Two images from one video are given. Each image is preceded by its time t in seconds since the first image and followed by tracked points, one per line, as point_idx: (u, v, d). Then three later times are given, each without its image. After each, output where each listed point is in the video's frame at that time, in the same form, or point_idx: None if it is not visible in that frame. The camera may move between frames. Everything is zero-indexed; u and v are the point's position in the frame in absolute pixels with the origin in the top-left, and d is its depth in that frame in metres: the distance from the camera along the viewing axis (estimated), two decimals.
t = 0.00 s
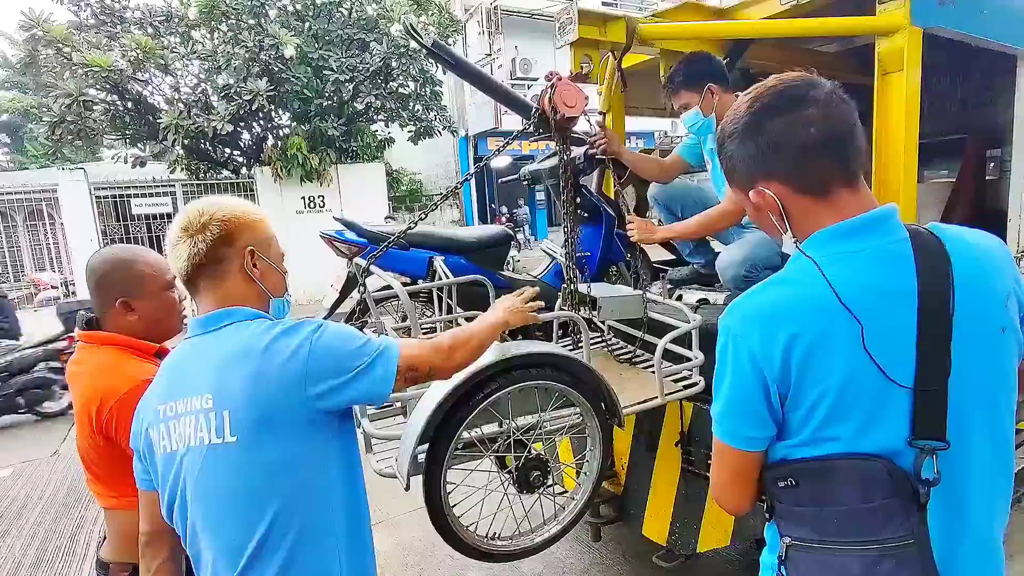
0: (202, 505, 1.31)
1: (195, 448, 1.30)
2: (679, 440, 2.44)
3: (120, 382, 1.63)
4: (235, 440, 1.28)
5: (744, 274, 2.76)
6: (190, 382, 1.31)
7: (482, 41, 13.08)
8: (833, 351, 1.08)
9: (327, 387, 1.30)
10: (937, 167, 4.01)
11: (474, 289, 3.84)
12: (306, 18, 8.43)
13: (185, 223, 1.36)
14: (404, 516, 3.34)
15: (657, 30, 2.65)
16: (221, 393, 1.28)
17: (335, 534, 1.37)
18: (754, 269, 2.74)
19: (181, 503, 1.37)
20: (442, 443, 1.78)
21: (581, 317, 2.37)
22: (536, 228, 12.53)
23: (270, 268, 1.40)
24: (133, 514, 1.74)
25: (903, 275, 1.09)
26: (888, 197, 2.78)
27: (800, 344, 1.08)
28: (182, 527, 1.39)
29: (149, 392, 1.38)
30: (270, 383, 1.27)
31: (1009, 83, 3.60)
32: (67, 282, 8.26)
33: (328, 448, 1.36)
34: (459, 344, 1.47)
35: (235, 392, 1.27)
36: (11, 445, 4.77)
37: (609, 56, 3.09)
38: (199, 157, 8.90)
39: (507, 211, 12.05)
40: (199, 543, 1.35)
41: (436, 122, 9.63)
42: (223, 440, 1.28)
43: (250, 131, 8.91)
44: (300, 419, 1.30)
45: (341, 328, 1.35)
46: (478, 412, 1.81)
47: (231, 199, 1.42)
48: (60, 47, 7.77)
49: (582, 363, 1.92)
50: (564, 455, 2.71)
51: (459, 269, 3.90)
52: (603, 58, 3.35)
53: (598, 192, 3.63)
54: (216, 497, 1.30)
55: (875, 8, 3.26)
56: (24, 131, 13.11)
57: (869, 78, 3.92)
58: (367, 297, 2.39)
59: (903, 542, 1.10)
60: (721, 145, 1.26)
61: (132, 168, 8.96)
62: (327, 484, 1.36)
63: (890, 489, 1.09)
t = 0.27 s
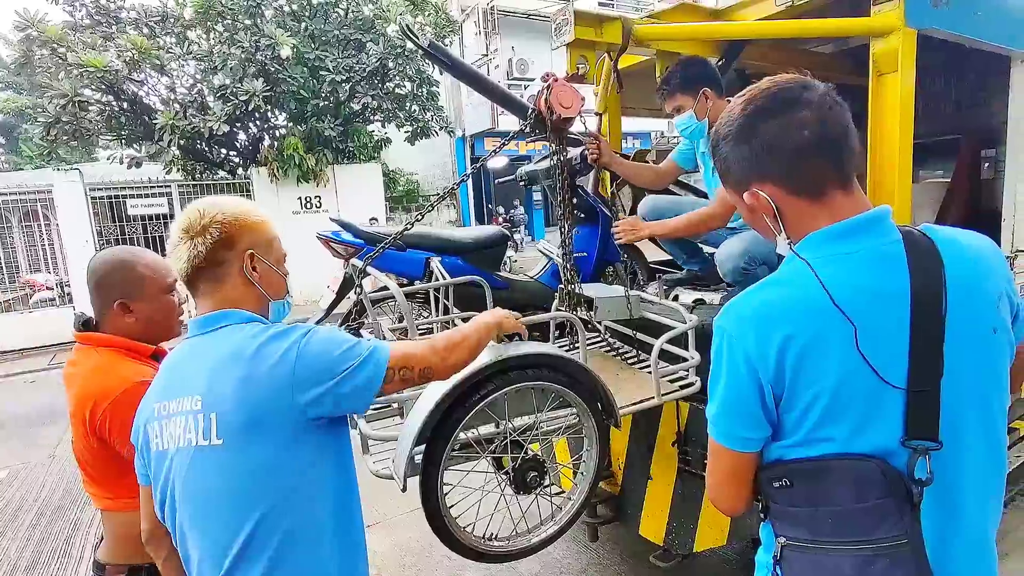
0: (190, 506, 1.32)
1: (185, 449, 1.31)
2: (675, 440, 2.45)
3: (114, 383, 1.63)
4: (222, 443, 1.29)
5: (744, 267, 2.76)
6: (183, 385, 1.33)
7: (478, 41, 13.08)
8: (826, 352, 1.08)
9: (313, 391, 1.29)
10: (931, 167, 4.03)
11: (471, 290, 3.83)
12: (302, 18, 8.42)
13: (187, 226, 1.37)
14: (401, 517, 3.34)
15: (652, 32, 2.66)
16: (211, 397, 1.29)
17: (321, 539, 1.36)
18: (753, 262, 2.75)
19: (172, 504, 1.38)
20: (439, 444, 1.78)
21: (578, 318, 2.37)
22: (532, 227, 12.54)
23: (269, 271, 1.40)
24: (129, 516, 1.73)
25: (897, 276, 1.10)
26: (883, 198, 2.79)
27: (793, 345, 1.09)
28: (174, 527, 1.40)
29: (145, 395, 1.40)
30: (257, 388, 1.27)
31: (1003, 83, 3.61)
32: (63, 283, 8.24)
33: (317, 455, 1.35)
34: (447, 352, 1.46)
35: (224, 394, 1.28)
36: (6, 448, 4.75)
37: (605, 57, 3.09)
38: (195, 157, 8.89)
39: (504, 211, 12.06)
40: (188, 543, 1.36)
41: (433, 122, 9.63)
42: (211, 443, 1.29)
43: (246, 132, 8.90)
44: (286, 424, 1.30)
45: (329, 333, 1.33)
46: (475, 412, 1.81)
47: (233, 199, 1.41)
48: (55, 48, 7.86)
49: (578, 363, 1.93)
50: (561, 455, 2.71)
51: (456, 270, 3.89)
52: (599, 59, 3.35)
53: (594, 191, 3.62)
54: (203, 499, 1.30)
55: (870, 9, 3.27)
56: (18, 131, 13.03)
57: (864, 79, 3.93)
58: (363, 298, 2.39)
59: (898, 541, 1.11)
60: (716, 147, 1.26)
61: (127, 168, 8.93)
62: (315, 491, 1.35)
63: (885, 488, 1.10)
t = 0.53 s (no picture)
0: (203, 516, 1.31)
1: (200, 459, 1.30)
2: (673, 440, 2.45)
3: (108, 385, 1.61)
4: (232, 459, 1.25)
5: (734, 266, 2.77)
6: (200, 394, 1.31)
7: (476, 41, 13.08)
8: (824, 352, 1.08)
9: (324, 423, 1.21)
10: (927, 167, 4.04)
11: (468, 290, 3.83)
12: (299, 17, 8.39)
13: (211, 226, 1.34)
14: (399, 517, 3.34)
15: (650, 31, 2.66)
16: (223, 412, 1.26)
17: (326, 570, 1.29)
18: (744, 261, 2.75)
19: (189, 510, 1.38)
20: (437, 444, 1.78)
21: (576, 317, 2.37)
22: (530, 227, 12.54)
23: (291, 275, 1.36)
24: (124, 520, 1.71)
25: (894, 276, 1.10)
26: (879, 198, 2.80)
27: (790, 345, 1.09)
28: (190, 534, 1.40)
29: (167, 398, 1.40)
30: (262, 411, 1.21)
31: (999, 83, 3.62)
32: (59, 284, 8.21)
33: (326, 483, 1.28)
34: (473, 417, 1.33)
35: (234, 410, 1.24)
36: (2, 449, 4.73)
37: (602, 57, 3.09)
38: (192, 157, 8.87)
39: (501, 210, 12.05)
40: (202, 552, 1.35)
41: (430, 122, 9.61)
42: (222, 458, 1.26)
43: (243, 131, 8.89)
44: (292, 451, 1.23)
45: (351, 361, 1.25)
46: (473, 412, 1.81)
47: (257, 199, 1.38)
48: (51, 48, 7.78)
49: (576, 363, 1.93)
50: (559, 455, 2.71)
51: (453, 269, 3.89)
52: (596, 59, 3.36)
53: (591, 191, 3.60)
54: (214, 511, 1.29)
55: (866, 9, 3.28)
56: (14, 131, 12.97)
57: (860, 79, 3.94)
58: (361, 298, 2.38)
59: (895, 540, 1.11)
60: (713, 146, 1.26)
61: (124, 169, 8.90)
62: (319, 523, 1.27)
63: (882, 487, 1.10)
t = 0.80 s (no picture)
0: (261, 517, 1.30)
1: (263, 464, 1.27)
2: (670, 439, 2.45)
3: (101, 389, 1.60)
4: (289, 478, 1.20)
5: (720, 262, 2.76)
6: (269, 398, 1.27)
7: (473, 40, 13.08)
8: (820, 352, 1.08)
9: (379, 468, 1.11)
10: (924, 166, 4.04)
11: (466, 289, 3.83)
12: (296, 17, 8.38)
13: (297, 225, 1.28)
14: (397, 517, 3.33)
15: (647, 30, 2.67)
16: (285, 425, 1.20)
17: None
18: (729, 258, 2.74)
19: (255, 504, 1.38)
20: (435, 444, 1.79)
21: (573, 316, 2.37)
22: (528, 227, 12.54)
23: (375, 281, 1.29)
24: (122, 525, 1.70)
25: (889, 275, 1.10)
26: (875, 198, 2.80)
27: (787, 345, 1.09)
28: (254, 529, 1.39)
29: (246, 388, 1.38)
30: (314, 438, 1.14)
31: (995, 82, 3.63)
32: (55, 284, 8.20)
33: (371, 528, 1.19)
34: (521, 518, 1.21)
35: (293, 430, 1.18)
36: None
37: (599, 57, 3.09)
38: (189, 157, 8.87)
39: (499, 210, 12.05)
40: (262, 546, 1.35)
41: (428, 121, 9.60)
42: (281, 473, 1.22)
43: (241, 131, 8.89)
44: (340, 489, 1.15)
45: (417, 404, 1.13)
46: (470, 411, 1.82)
47: (347, 197, 1.33)
48: (47, 47, 7.74)
49: (573, 362, 1.93)
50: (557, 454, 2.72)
51: (451, 269, 3.88)
52: (593, 59, 3.36)
53: (589, 191, 3.60)
54: (269, 517, 1.27)
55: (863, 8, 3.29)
56: (10, 131, 12.93)
57: (857, 78, 3.94)
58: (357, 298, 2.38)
59: (892, 539, 1.11)
60: (708, 146, 1.26)
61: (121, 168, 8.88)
62: (354, 573, 1.19)
63: (877, 486, 1.10)
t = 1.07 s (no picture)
0: (329, 519, 1.24)
1: (334, 466, 1.21)
2: (669, 437, 2.45)
3: (103, 388, 1.59)
4: (367, 480, 1.15)
5: (722, 256, 2.76)
6: (343, 396, 1.21)
7: (471, 38, 13.08)
8: (818, 351, 1.08)
9: (470, 476, 1.07)
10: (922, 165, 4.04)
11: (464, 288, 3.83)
12: (294, 15, 8.38)
13: (374, 215, 1.22)
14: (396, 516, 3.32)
15: (644, 28, 2.67)
16: (362, 428, 1.15)
17: None
18: (731, 251, 2.74)
19: (320, 504, 1.32)
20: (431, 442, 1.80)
21: (571, 315, 2.37)
22: (527, 225, 12.54)
23: (455, 279, 1.24)
24: (121, 523, 1.69)
25: (888, 273, 1.09)
26: (874, 196, 2.80)
27: (784, 343, 1.08)
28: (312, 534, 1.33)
29: (311, 383, 1.32)
30: (401, 442, 1.09)
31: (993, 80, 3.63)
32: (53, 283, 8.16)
33: (449, 533, 1.16)
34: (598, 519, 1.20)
35: (374, 432, 1.13)
36: None
37: (597, 54, 3.08)
38: (186, 155, 8.84)
39: (498, 208, 12.03)
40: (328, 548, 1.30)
41: (427, 120, 9.59)
42: (358, 477, 1.16)
43: (239, 129, 8.86)
44: (424, 492, 1.12)
45: (503, 408, 1.12)
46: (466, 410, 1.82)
47: (425, 187, 1.27)
48: (43, 45, 7.80)
49: (571, 360, 1.93)
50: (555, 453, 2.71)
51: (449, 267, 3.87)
52: (591, 56, 3.35)
53: (587, 189, 3.62)
54: (339, 521, 1.21)
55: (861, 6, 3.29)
56: (5, 129, 12.87)
57: (855, 76, 3.94)
58: (354, 297, 2.38)
59: (891, 539, 1.11)
60: (705, 143, 1.26)
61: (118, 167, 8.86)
62: None
63: (875, 485, 1.09)
